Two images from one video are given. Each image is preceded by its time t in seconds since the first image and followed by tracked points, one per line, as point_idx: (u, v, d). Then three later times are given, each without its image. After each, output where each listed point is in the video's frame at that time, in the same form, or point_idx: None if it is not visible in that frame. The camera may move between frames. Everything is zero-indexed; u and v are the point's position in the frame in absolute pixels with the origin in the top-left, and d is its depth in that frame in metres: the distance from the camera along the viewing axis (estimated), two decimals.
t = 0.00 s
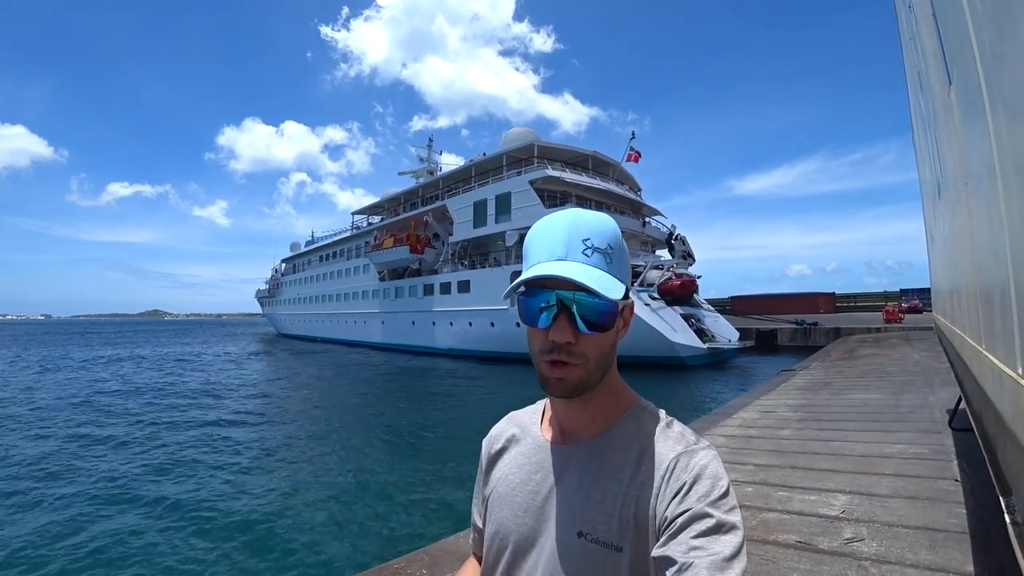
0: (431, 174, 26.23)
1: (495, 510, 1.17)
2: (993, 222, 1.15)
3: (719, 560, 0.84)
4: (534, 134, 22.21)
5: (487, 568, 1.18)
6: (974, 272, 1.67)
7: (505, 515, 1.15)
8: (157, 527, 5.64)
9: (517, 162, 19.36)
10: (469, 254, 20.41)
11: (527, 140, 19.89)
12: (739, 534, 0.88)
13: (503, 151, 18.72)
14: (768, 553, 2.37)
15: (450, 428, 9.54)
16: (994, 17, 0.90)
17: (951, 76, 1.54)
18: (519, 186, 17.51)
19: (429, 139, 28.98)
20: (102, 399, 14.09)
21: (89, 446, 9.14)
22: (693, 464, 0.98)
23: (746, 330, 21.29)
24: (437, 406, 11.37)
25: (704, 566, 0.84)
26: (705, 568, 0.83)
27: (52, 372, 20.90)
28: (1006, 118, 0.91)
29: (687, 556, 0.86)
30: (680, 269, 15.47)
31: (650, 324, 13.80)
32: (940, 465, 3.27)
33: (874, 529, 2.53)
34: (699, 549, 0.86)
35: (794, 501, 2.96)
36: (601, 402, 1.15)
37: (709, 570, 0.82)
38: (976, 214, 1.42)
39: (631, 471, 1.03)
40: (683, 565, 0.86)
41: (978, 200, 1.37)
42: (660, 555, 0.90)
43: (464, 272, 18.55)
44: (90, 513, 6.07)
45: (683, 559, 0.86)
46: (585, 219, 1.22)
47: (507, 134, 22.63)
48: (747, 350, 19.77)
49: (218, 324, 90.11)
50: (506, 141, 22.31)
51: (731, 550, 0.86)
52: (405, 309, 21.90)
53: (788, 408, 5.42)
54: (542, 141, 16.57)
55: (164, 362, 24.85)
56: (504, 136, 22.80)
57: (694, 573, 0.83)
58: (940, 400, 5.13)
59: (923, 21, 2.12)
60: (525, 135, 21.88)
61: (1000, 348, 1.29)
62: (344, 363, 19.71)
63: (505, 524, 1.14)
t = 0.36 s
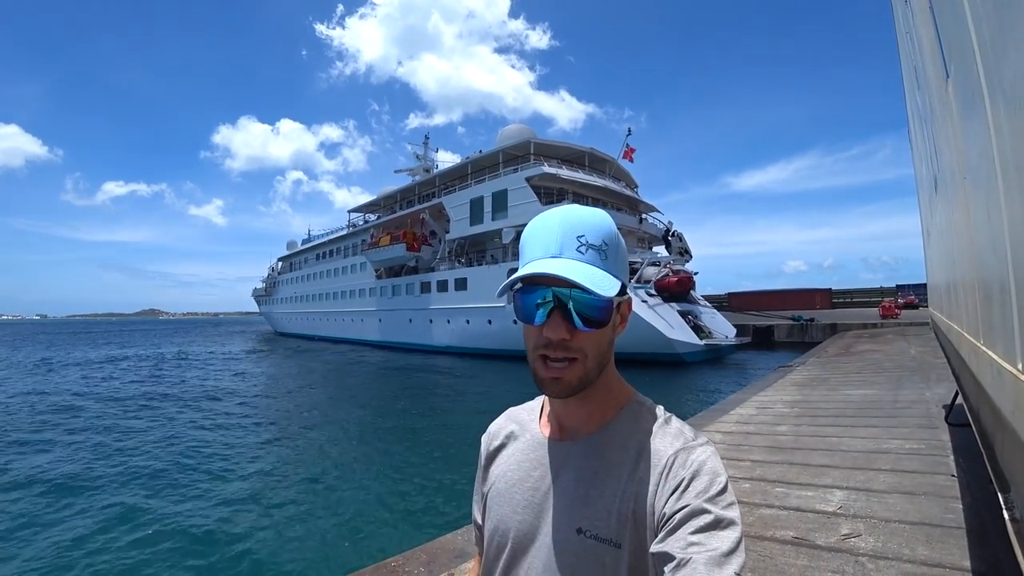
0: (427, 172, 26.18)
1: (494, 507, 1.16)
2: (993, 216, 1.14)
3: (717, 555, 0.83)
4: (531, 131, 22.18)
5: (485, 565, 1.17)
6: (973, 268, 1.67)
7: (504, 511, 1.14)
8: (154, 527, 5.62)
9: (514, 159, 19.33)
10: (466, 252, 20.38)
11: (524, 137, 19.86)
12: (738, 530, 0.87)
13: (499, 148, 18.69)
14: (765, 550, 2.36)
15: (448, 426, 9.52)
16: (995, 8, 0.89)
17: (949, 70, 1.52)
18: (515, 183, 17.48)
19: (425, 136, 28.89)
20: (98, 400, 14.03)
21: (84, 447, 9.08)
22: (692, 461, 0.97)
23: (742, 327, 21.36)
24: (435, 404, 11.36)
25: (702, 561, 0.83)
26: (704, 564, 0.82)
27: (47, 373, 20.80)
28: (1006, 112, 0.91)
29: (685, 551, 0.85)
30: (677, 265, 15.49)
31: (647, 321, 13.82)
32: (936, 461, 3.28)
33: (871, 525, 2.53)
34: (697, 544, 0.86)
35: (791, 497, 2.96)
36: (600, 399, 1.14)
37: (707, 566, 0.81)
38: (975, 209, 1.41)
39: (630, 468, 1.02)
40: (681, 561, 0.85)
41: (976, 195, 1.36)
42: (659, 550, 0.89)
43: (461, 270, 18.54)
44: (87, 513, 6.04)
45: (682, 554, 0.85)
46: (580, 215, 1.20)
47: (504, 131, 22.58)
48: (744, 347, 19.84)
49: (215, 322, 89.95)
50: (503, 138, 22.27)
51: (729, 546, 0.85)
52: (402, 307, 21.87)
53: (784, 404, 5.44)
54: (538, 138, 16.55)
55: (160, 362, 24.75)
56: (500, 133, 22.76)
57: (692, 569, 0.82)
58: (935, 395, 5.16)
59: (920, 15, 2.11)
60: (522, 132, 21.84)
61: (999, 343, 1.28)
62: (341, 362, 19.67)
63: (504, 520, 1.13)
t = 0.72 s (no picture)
0: (430, 168, 26.14)
1: (492, 503, 1.16)
2: (999, 213, 1.13)
3: (714, 551, 0.83)
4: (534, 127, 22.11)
5: (483, 561, 1.17)
6: (978, 265, 1.65)
7: (502, 508, 1.14)
8: (157, 522, 5.65)
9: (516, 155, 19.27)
10: (469, 248, 20.36)
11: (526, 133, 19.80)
12: (733, 524, 0.87)
13: (502, 144, 18.62)
14: (766, 547, 2.36)
15: (450, 422, 9.55)
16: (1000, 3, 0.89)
17: (956, 65, 1.50)
18: (518, 179, 17.45)
19: (428, 132, 28.83)
20: (102, 395, 14.08)
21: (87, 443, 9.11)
22: (689, 456, 0.96)
23: (745, 324, 21.31)
24: (437, 400, 11.37)
25: (698, 556, 0.83)
26: (699, 559, 0.82)
27: (51, 368, 20.89)
28: (1012, 107, 0.90)
29: (681, 547, 0.85)
30: (679, 262, 15.47)
31: (650, 318, 13.81)
32: (940, 458, 3.26)
33: (874, 522, 2.52)
34: (693, 539, 0.85)
35: (793, 494, 2.95)
36: (591, 394, 1.14)
37: (703, 561, 0.81)
38: (980, 205, 1.40)
39: (625, 465, 1.02)
40: (676, 556, 0.84)
41: (981, 191, 1.34)
42: (655, 546, 0.89)
43: (464, 266, 18.53)
44: (91, 509, 6.08)
45: (678, 550, 0.85)
46: (564, 213, 1.20)
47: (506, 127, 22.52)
48: (747, 344, 19.80)
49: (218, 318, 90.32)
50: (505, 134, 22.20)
51: (726, 541, 0.84)
52: (405, 303, 21.89)
53: (787, 401, 5.43)
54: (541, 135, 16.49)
55: (164, 357, 24.85)
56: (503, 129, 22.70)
57: (687, 564, 0.82)
58: (939, 392, 5.13)
59: (925, 7, 2.09)
60: (525, 129, 21.78)
61: (1003, 341, 1.27)
62: (344, 358, 19.72)
63: (503, 516, 1.13)
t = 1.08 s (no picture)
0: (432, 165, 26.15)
1: (502, 498, 1.17)
2: (1012, 207, 1.13)
3: (721, 552, 0.83)
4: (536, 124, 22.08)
5: (492, 554, 1.18)
6: (988, 261, 1.64)
7: (511, 503, 1.15)
8: (164, 520, 5.70)
9: (519, 152, 19.25)
10: (471, 245, 20.37)
11: (529, 130, 19.79)
12: (743, 526, 0.87)
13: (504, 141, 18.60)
14: (772, 543, 2.37)
15: (454, 419, 9.57)
16: None
17: (966, 58, 1.49)
18: (520, 176, 17.43)
19: (430, 129, 28.80)
20: (109, 394, 14.19)
21: (94, 442, 9.18)
22: (696, 455, 0.96)
23: (749, 320, 21.27)
24: (442, 398, 11.41)
25: (706, 558, 0.83)
26: (707, 561, 0.82)
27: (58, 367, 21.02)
28: None
29: (689, 548, 0.85)
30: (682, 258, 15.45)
31: (653, 314, 13.80)
32: (945, 454, 3.27)
33: (879, 519, 2.53)
34: (700, 541, 0.85)
35: (798, 490, 2.96)
36: (594, 388, 1.15)
37: (710, 563, 0.81)
38: (991, 199, 1.40)
39: (633, 463, 1.02)
40: (683, 558, 0.85)
41: (993, 185, 1.34)
42: (662, 547, 0.89)
43: (467, 264, 18.55)
44: (100, 507, 6.14)
45: (685, 552, 0.85)
46: (561, 206, 1.22)
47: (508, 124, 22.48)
48: (751, 340, 19.78)
49: (222, 317, 90.65)
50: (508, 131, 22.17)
51: (734, 542, 0.84)
52: (408, 301, 21.93)
53: (791, 397, 5.43)
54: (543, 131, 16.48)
55: (170, 356, 24.98)
56: (505, 126, 22.66)
57: (694, 566, 0.82)
58: (944, 388, 5.13)
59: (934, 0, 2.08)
60: (527, 125, 21.75)
61: (1016, 335, 1.27)
62: (347, 356, 19.77)
63: (512, 512, 1.14)
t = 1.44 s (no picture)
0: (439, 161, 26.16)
1: (511, 493, 1.18)
2: None
3: (734, 554, 0.84)
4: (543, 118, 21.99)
5: (502, 548, 1.20)
6: (1005, 254, 1.62)
7: (519, 498, 1.16)
8: (178, 515, 5.78)
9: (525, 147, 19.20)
10: (478, 240, 20.39)
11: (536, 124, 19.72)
12: (756, 528, 0.87)
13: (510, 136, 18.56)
14: (782, 538, 2.38)
15: (462, 414, 9.62)
16: None
17: (984, 48, 1.47)
18: (527, 171, 17.40)
19: (436, 125, 28.78)
20: (123, 390, 14.37)
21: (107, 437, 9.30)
22: (709, 453, 0.97)
23: (757, 314, 21.16)
24: (450, 393, 11.47)
25: (718, 560, 0.83)
26: (719, 563, 0.83)
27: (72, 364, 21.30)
28: None
29: (700, 550, 0.85)
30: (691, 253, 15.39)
31: (661, 309, 13.78)
32: (957, 450, 3.25)
33: (890, 514, 2.53)
34: (713, 543, 0.85)
35: (808, 486, 2.96)
36: (602, 383, 1.16)
37: (722, 565, 0.82)
38: (1009, 193, 1.39)
39: (644, 461, 1.02)
40: (696, 559, 0.85)
41: (1012, 179, 1.32)
42: (673, 548, 0.90)
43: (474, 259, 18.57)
44: (114, 502, 6.23)
45: (697, 553, 0.85)
46: (566, 200, 1.25)
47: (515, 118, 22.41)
48: (759, 334, 19.70)
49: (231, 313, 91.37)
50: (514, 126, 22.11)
51: (747, 545, 0.85)
52: (415, 296, 22.00)
53: (801, 392, 5.41)
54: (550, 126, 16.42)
55: (181, 352, 25.25)
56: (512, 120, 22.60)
57: (707, 568, 0.83)
58: (956, 384, 5.10)
59: None
60: (534, 120, 21.67)
61: None
62: (356, 351, 19.88)
63: (520, 508, 1.15)
